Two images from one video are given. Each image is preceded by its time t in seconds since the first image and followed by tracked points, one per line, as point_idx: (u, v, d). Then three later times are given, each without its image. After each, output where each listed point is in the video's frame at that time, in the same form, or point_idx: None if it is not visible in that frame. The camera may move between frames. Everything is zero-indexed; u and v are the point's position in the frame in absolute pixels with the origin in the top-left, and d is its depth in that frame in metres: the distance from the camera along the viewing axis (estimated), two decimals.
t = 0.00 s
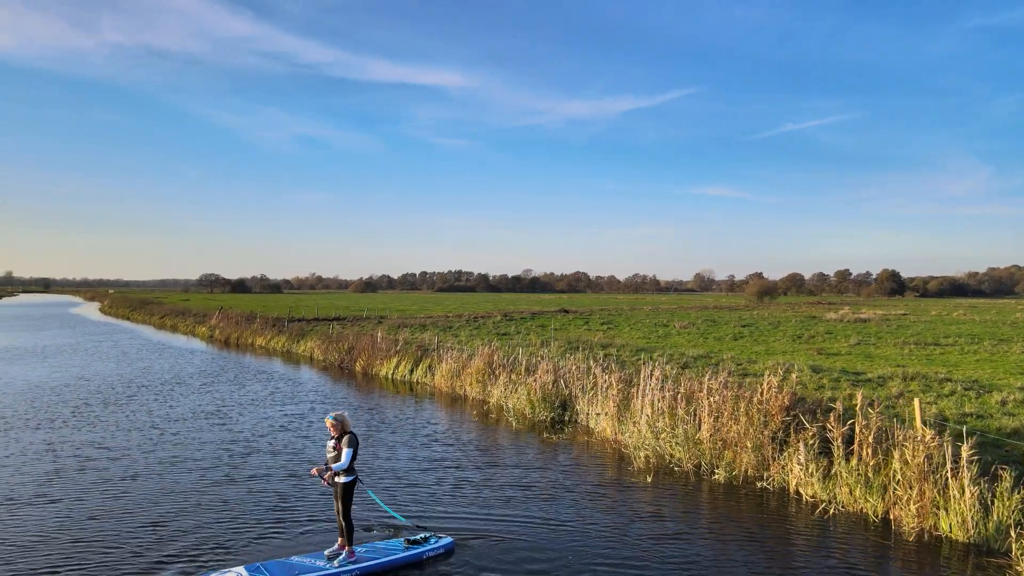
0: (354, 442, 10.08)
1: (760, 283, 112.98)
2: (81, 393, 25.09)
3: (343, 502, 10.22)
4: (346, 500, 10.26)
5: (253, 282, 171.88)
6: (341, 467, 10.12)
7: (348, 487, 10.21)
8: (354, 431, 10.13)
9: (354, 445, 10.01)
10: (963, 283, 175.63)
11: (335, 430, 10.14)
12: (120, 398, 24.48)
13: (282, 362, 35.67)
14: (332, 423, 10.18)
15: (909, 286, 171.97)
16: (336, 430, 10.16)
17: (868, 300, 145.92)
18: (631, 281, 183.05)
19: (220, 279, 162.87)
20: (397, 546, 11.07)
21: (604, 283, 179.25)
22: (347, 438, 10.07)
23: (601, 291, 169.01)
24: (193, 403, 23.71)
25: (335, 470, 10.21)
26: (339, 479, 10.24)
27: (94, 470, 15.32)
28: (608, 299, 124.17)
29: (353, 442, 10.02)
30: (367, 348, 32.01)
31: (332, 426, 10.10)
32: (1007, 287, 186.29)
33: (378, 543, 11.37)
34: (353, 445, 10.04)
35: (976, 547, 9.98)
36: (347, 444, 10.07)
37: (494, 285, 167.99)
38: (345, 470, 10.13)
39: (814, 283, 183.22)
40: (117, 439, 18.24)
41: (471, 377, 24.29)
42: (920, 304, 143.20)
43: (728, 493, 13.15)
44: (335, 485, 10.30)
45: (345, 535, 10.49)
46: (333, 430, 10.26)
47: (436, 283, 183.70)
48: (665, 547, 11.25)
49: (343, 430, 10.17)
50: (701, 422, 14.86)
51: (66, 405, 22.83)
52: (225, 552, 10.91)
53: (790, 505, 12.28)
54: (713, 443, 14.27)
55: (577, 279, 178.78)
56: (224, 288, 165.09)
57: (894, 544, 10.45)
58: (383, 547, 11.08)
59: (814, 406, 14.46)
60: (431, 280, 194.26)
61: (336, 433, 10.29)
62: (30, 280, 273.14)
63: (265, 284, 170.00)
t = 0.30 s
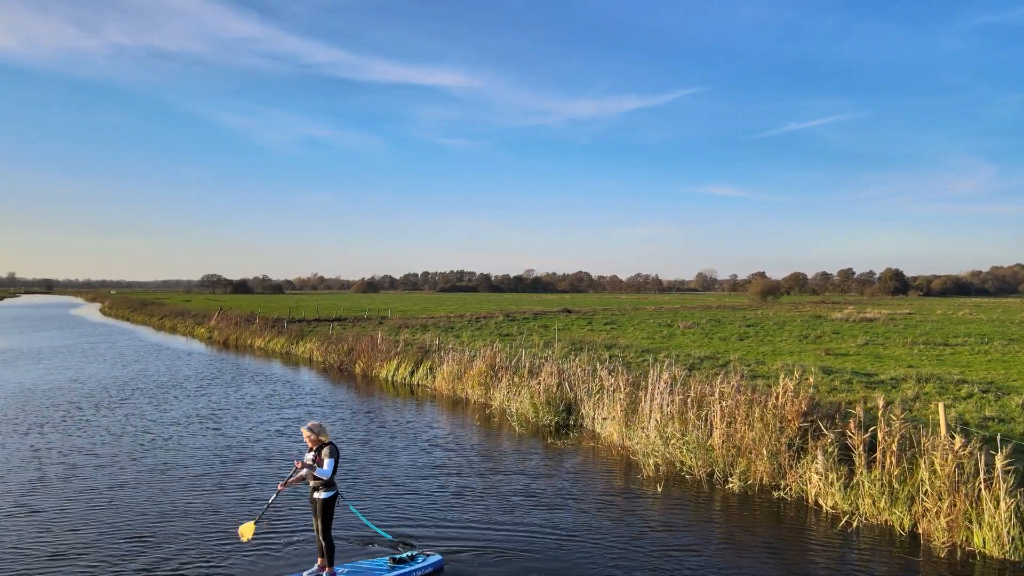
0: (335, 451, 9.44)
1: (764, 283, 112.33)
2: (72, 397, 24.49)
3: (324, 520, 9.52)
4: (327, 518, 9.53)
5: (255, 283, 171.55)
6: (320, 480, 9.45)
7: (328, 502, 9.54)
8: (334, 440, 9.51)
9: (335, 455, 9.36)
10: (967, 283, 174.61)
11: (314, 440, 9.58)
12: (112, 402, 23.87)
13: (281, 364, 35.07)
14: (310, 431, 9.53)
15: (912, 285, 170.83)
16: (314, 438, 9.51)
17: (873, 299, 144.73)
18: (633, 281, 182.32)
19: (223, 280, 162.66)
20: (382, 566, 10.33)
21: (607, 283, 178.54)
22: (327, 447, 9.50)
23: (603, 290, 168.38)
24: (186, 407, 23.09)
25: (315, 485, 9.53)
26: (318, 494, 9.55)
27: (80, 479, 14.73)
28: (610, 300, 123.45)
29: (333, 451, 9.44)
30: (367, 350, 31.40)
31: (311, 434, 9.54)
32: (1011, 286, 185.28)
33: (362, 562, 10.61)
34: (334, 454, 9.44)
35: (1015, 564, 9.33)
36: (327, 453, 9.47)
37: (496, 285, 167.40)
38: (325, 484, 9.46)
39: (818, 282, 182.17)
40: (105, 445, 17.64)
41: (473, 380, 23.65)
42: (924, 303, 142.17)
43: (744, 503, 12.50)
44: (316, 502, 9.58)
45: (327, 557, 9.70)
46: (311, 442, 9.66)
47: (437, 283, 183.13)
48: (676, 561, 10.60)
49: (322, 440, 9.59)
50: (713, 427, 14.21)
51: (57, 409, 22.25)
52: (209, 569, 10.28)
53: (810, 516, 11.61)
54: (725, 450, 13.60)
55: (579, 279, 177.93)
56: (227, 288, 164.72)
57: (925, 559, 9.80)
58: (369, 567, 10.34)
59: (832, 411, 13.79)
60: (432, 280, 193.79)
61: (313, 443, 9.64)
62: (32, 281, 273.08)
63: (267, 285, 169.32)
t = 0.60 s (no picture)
0: (307, 465, 9.09)
1: (764, 282, 111.79)
2: (62, 401, 23.89)
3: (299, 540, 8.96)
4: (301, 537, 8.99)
5: (254, 283, 170.97)
6: (295, 497, 8.94)
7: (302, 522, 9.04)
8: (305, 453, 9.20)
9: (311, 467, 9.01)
10: (968, 282, 174.03)
11: (284, 454, 9.11)
12: (102, 406, 23.26)
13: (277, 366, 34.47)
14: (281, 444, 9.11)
15: (913, 284, 170.17)
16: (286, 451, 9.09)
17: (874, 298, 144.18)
18: (633, 281, 181.73)
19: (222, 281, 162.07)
20: None
21: (607, 283, 177.94)
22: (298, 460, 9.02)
23: (603, 290, 167.81)
24: (178, 412, 22.48)
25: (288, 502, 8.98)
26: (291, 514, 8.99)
27: (61, 490, 14.15)
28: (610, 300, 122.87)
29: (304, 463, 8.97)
30: (364, 352, 30.78)
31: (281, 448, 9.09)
32: (1011, 285, 184.76)
33: None
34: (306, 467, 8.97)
35: None
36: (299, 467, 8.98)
37: (496, 285, 166.82)
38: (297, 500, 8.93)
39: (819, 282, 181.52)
40: (91, 452, 17.02)
41: (472, 383, 23.02)
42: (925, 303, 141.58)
43: (758, 514, 11.87)
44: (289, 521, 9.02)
45: None
46: (281, 457, 9.17)
47: (437, 283, 182.55)
48: None
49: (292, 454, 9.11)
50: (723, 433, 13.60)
51: (44, 414, 21.64)
52: None
53: (830, 529, 10.99)
54: (737, 458, 12.98)
55: (579, 279, 177.28)
56: (226, 288, 164.14)
57: None
58: None
59: (850, 417, 13.16)
60: (432, 280, 193.23)
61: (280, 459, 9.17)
62: (31, 281, 272.51)
63: (266, 285, 168.74)
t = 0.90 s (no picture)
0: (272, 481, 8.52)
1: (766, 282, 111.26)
2: (50, 404, 23.26)
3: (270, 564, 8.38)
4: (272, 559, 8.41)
5: (253, 283, 170.38)
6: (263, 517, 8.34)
7: (271, 543, 8.47)
8: (268, 468, 8.62)
9: (277, 483, 8.47)
10: (969, 282, 173.55)
11: (244, 472, 8.46)
12: (90, 409, 22.62)
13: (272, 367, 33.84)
14: (241, 460, 8.43)
15: (914, 284, 169.60)
16: (248, 468, 8.46)
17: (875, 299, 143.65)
18: (633, 281, 181.17)
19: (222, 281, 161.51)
20: None
21: (607, 283, 177.38)
22: (262, 477, 8.43)
23: (603, 290, 167.24)
24: (169, 416, 21.84)
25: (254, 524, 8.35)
26: (258, 537, 8.38)
27: (41, 500, 13.52)
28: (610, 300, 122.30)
29: (269, 480, 8.41)
30: (361, 353, 30.16)
31: (242, 465, 8.43)
32: (1012, 285, 184.31)
33: None
34: (271, 484, 8.40)
35: None
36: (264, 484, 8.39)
37: (496, 284, 166.29)
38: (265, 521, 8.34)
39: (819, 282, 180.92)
40: (75, 459, 16.39)
41: (472, 385, 22.38)
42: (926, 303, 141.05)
43: (774, 527, 11.21)
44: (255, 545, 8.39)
45: None
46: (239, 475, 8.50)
47: (436, 283, 181.97)
48: None
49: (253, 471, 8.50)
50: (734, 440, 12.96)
51: (30, 418, 21.01)
52: None
53: (851, 545, 10.32)
54: (749, 467, 12.35)
55: (579, 279, 176.70)
56: (225, 288, 163.53)
57: None
58: None
59: (869, 424, 12.52)
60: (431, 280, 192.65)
61: (241, 478, 8.52)
62: (30, 281, 271.98)
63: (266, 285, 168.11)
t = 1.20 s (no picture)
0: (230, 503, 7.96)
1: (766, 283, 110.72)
2: (37, 408, 22.61)
3: None
4: None
5: (252, 283, 169.71)
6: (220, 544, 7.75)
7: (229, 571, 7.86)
8: (224, 490, 8.03)
9: (236, 504, 7.93)
10: (969, 282, 173.04)
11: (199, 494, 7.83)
12: (78, 413, 21.95)
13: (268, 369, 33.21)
14: (196, 481, 7.81)
15: (914, 284, 169.08)
16: (203, 489, 7.85)
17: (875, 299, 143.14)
18: (632, 281, 180.59)
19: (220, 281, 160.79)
20: None
21: (606, 283, 176.77)
22: (220, 499, 7.84)
23: (603, 290, 166.63)
24: (159, 420, 21.18)
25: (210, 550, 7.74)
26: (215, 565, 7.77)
27: (19, 510, 12.86)
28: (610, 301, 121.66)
29: (227, 502, 7.84)
30: (358, 354, 29.52)
31: (197, 487, 7.80)
32: (1013, 285, 183.87)
33: None
34: (230, 507, 7.84)
35: None
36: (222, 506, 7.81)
37: (496, 285, 165.67)
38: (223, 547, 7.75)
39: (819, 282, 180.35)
40: (57, 465, 15.73)
41: (471, 388, 21.73)
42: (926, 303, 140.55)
43: (793, 542, 10.56)
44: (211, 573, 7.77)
45: None
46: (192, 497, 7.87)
47: (435, 283, 181.32)
48: None
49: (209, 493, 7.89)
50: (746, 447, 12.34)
51: (15, 422, 20.36)
52: None
53: (876, 561, 9.68)
54: (763, 476, 11.71)
55: (579, 279, 176.12)
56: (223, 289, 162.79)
57: None
58: None
59: (889, 432, 11.90)
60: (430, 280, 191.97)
61: (194, 500, 7.88)
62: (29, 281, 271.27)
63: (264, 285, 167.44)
